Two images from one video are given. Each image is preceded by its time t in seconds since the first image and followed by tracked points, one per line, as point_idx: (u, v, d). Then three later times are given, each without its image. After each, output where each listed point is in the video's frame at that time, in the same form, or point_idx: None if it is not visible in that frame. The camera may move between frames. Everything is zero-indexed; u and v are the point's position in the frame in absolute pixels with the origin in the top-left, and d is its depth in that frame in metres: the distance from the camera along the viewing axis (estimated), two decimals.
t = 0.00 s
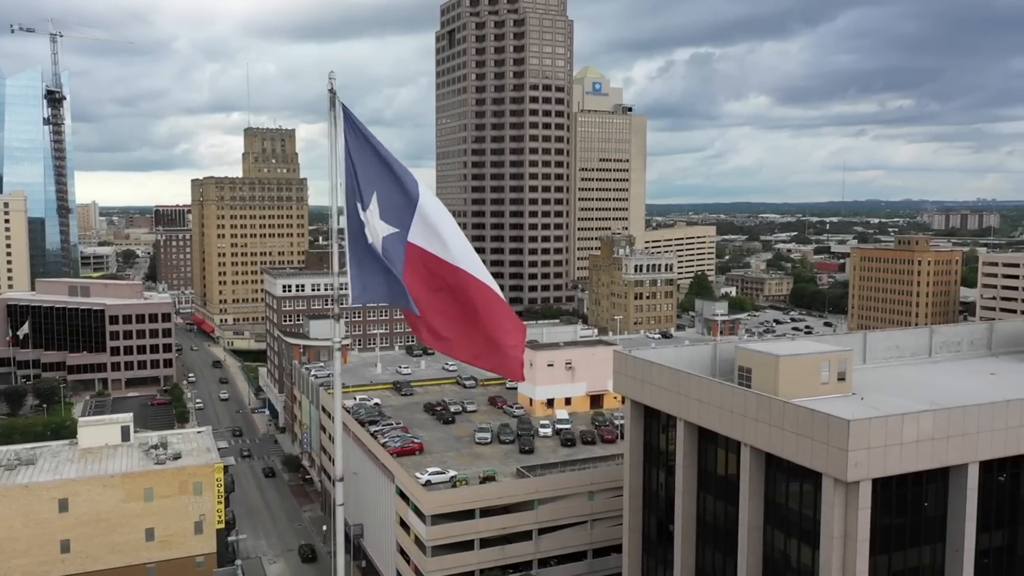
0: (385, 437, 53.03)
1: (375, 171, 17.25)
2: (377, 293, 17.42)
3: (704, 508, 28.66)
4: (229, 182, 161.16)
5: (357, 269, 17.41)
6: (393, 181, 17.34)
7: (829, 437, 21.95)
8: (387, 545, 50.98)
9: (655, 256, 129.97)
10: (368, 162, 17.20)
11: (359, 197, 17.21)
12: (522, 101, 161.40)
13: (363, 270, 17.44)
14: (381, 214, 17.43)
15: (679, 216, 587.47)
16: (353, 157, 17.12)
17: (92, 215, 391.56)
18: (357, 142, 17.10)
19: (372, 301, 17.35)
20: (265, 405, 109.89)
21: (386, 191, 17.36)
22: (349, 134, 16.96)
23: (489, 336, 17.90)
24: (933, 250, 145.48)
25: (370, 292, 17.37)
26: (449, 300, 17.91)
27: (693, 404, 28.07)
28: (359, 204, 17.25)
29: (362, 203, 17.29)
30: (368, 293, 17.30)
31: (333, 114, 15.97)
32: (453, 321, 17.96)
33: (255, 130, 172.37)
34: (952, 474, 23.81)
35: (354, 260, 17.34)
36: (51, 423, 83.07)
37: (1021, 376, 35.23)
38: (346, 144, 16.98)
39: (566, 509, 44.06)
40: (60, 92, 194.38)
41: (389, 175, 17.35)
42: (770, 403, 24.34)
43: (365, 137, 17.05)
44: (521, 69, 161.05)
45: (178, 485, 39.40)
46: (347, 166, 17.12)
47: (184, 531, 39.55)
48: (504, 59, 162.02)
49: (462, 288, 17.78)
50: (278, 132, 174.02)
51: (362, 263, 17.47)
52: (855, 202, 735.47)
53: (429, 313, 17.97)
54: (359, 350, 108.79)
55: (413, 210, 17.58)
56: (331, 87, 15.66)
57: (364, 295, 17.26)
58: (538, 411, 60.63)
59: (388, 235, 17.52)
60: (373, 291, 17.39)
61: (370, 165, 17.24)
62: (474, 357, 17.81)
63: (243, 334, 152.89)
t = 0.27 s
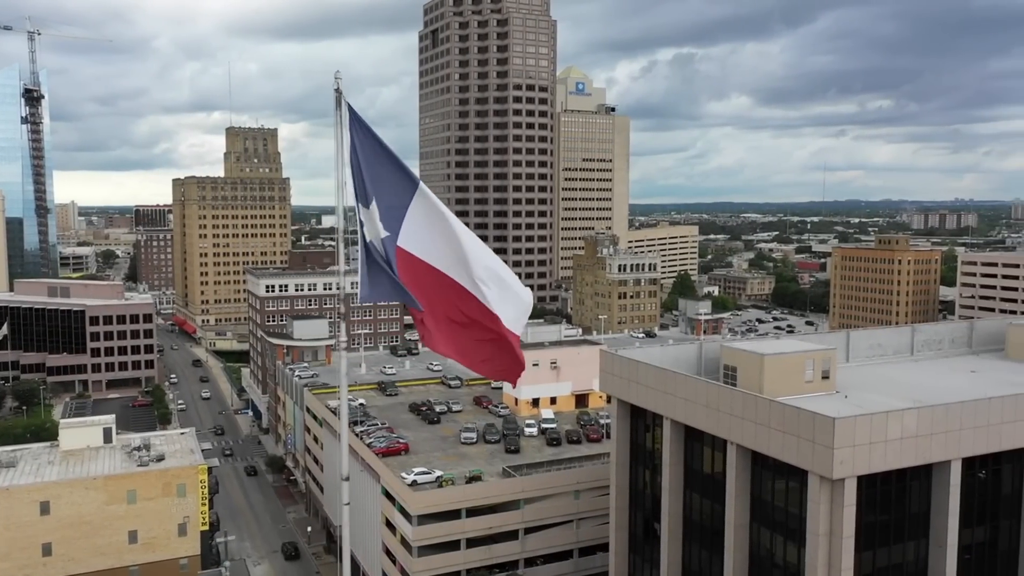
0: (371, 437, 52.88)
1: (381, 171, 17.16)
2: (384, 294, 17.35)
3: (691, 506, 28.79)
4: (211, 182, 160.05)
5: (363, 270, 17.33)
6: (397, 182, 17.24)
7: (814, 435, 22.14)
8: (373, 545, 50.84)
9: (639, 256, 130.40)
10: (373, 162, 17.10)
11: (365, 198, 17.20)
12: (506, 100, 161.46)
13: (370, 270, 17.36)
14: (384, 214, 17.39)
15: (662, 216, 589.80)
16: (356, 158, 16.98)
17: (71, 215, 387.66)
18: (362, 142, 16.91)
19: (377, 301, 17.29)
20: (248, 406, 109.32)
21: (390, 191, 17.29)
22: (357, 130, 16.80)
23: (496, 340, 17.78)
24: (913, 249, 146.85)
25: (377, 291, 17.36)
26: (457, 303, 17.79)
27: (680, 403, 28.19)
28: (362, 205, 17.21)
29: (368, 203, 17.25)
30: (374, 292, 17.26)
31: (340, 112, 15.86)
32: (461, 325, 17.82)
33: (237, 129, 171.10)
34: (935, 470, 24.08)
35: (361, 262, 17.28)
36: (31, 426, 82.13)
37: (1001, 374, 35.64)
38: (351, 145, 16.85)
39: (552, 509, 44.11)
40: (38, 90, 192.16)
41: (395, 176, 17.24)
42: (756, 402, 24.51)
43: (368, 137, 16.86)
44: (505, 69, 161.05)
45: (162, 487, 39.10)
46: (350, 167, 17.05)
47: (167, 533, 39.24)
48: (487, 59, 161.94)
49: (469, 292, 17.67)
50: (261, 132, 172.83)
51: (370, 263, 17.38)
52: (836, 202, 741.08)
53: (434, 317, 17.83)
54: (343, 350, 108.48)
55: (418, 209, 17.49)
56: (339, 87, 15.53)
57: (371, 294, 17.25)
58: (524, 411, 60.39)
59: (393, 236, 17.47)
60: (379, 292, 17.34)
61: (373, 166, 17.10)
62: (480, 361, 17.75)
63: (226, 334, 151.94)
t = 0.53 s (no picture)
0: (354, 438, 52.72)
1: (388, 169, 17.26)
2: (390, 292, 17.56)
3: (675, 504, 28.95)
4: (189, 180, 158.47)
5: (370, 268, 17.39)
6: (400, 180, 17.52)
7: (797, 432, 22.34)
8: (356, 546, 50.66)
9: (620, 256, 130.91)
10: (375, 162, 17.12)
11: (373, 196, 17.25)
12: (486, 100, 161.43)
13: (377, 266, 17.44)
14: (386, 215, 17.55)
15: (642, 216, 592.03)
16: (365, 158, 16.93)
17: (45, 214, 382.81)
18: (369, 141, 16.88)
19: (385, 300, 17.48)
20: (228, 407, 108.55)
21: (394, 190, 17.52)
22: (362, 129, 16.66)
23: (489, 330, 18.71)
24: (890, 248, 148.48)
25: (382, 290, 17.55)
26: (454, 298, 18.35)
27: (663, 402, 28.33)
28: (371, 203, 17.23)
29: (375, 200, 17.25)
30: (378, 292, 17.42)
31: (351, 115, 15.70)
32: (458, 322, 18.37)
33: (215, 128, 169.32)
34: (915, 467, 24.36)
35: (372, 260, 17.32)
36: (6, 428, 81.02)
37: (977, 371, 36.15)
38: (360, 144, 16.75)
39: (535, 508, 44.21)
40: (12, 88, 189.42)
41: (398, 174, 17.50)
42: (740, 400, 24.66)
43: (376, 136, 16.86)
44: (485, 69, 161.07)
45: (142, 489, 38.74)
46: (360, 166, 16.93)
47: (147, 536, 38.87)
48: (467, 59, 161.82)
49: (467, 289, 18.42)
50: (239, 131, 171.13)
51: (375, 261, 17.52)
52: (815, 202, 747.06)
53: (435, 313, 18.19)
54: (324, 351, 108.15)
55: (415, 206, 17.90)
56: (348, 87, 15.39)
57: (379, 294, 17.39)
58: (506, 410, 60.68)
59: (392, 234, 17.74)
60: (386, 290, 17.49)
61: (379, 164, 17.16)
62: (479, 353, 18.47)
63: (204, 335, 150.74)
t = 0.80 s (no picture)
0: (339, 438, 52.54)
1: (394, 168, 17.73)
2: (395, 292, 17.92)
3: (661, 502, 29.07)
4: (170, 180, 157.16)
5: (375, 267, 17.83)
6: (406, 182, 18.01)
7: (783, 430, 22.49)
8: (341, 547, 50.47)
9: (604, 255, 131.16)
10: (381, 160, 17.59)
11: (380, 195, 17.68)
12: (470, 100, 161.33)
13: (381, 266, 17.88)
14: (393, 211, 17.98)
15: (624, 215, 594.15)
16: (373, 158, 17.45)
17: (23, 214, 378.85)
18: (376, 141, 17.51)
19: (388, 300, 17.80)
20: (211, 408, 107.85)
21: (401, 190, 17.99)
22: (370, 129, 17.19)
23: (491, 327, 19.24)
24: (870, 248, 149.90)
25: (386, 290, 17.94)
26: (458, 298, 18.85)
27: (650, 400, 28.46)
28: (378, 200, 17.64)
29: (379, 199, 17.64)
30: (386, 292, 17.88)
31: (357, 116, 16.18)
32: (461, 320, 18.87)
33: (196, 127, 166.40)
34: (899, 464, 24.58)
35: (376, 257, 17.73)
36: None
37: (957, 369, 36.58)
38: (367, 143, 17.34)
39: (521, 507, 44.22)
40: None
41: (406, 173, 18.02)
42: (726, 398, 24.80)
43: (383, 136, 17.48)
44: (469, 68, 160.93)
45: (125, 492, 38.44)
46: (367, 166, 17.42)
47: (130, 539, 38.55)
48: (451, 58, 161.57)
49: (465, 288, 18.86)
50: (221, 130, 168.21)
51: (380, 259, 17.95)
52: (796, 202, 752.42)
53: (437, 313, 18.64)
54: (308, 351, 107.75)
55: (424, 206, 18.47)
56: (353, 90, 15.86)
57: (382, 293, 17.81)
58: (491, 409, 60.71)
59: (397, 233, 18.19)
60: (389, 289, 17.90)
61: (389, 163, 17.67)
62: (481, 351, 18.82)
63: (186, 336, 149.71)
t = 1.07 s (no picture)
0: (324, 438, 52.28)
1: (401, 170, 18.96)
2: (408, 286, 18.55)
3: (648, 500, 29.18)
4: (151, 179, 155.92)
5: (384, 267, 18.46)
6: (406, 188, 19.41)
7: (770, 428, 22.64)
8: (327, 548, 50.25)
9: (588, 254, 131.44)
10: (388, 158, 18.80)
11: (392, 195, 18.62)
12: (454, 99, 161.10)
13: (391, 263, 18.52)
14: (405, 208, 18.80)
15: (607, 214, 595.35)
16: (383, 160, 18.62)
17: None
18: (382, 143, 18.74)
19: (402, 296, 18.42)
20: (193, 409, 107.06)
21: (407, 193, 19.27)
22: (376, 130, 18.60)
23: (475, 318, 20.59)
24: (852, 247, 151.12)
25: (396, 288, 18.45)
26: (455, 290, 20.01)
27: (637, 399, 28.54)
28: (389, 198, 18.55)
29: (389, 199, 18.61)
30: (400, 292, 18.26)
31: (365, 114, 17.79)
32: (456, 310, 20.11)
33: (178, 126, 166.82)
34: (883, 461, 24.81)
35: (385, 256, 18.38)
36: None
37: (938, 367, 36.97)
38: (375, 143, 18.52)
39: (507, 507, 44.23)
40: None
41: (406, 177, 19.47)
42: (712, 396, 24.94)
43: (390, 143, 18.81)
44: (452, 67, 160.50)
45: (107, 493, 38.12)
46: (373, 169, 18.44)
47: (113, 541, 38.22)
48: (434, 57, 161.07)
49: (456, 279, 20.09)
50: (202, 128, 168.45)
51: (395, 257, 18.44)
52: (779, 201, 756.16)
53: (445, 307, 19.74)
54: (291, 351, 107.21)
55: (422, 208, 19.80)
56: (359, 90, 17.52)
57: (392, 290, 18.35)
58: (477, 409, 60.65)
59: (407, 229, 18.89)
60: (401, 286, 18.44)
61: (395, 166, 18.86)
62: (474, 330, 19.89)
63: (168, 336, 148.68)
